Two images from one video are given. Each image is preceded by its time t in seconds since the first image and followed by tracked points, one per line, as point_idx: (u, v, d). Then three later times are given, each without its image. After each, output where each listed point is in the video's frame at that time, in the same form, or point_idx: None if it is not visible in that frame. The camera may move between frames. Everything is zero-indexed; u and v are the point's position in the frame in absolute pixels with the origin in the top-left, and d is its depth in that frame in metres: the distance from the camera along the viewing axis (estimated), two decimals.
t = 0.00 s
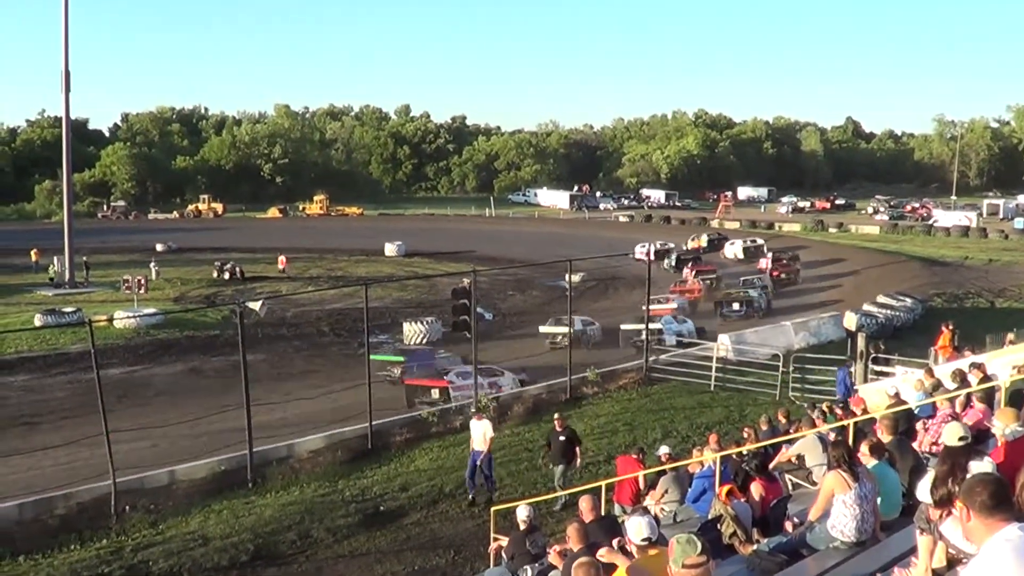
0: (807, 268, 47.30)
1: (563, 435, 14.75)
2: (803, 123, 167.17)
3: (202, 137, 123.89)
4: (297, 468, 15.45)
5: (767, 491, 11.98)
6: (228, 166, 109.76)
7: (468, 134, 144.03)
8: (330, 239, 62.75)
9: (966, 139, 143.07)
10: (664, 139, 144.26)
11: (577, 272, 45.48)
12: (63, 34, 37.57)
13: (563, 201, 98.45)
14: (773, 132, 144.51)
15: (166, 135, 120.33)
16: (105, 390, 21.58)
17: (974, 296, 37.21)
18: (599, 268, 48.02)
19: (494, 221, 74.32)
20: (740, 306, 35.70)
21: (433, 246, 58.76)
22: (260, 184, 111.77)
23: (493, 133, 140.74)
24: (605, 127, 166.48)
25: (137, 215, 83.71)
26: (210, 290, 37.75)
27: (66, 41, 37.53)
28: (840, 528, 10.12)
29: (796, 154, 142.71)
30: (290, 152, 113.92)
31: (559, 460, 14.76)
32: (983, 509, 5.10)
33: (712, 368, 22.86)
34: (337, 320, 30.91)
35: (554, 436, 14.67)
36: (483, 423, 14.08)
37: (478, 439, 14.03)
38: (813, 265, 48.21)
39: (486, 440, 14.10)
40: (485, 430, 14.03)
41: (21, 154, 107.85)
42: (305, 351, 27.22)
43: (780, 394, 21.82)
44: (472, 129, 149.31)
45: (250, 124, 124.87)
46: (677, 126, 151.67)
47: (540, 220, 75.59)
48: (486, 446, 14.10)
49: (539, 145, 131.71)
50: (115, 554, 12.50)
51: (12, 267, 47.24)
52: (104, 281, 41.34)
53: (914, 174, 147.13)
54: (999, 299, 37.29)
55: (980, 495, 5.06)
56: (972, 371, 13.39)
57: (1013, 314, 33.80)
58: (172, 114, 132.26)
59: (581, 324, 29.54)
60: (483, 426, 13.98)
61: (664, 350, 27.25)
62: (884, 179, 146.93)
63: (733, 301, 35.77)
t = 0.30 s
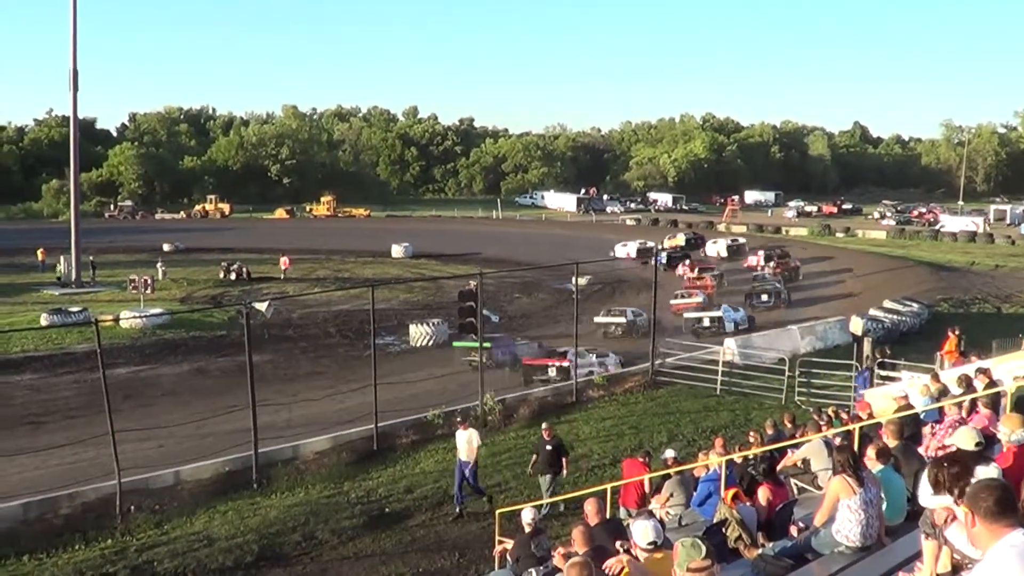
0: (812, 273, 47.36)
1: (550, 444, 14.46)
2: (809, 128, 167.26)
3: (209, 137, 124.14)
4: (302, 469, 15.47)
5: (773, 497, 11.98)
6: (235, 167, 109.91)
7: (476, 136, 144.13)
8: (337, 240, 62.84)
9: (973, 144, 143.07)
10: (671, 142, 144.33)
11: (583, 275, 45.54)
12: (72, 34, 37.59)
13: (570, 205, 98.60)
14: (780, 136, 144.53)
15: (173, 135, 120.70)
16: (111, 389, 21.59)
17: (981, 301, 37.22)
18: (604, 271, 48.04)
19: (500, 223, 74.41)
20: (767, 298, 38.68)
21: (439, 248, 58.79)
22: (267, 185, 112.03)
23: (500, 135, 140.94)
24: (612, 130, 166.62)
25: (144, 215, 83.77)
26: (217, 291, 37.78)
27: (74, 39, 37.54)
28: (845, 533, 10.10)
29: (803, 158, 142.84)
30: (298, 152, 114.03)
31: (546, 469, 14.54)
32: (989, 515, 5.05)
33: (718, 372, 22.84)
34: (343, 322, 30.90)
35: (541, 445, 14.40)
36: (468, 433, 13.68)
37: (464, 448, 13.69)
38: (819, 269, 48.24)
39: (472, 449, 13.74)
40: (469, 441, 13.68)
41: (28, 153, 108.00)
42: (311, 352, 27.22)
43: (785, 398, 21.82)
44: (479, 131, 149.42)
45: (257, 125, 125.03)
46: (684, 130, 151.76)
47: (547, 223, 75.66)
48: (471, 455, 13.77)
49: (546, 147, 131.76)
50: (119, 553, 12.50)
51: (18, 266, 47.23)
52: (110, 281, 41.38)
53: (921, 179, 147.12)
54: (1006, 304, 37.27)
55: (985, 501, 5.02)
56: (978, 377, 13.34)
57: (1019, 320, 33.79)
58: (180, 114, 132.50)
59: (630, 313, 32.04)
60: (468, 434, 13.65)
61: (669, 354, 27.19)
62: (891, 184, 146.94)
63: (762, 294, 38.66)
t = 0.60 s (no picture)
0: (817, 274, 47.37)
1: (537, 450, 13.97)
2: (814, 129, 167.28)
3: (214, 142, 124.46)
4: (309, 472, 15.47)
5: (780, 498, 11.95)
6: (240, 171, 110.13)
7: (480, 139, 144.21)
8: (342, 243, 62.93)
9: (978, 144, 143.05)
10: (676, 144, 144.44)
11: (588, 277, 45.58)
12: (76, 39, 37.60)
13: (575, 207, 98.67)
14: (785, 138, 144.78)
15: (178, 139, 120.96)
16: (117, 394, 21.60)
17: (986, 301, 37.20)
18: (609, 273, 48.05)
19: (505, 226, 74.46)
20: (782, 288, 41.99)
21: (444, 251, 58.85)
22: (272, 189, 112.18)
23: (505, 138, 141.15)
24: (617, 132, 166.71)
25: (149, 220, 83.95)
26: (223, 295, 37.81)
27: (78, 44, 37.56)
28: (852, 533, 10.09)
29: (807, 159, 142.98)
30: (303, 156, 114.20)
31: (532, 473, 14.20)
32: (996, 515, 5.07)
33: (724, 373, 22.84)
34: (349, 325, 30.93)
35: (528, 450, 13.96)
36: (460, 438, 13.89)
37: (456, 451, 13.79)
38: (824, 271, 48.24)
39: (461, 452, 13.82)
40: (462, 445, 13.85)
41: (34, 158, 108.17)
42: (317, 355, 27.22)
43: (792, 399, 21.83)
44: (484, 134, 149.66)
45: (262, 129, 125.24)
46: (689, 131, 151.97)
47: (551, 225, 75.67)
48: (465, 458, 13.80)
49: (550, 150, 131.87)
50: (126, 558, 12.50)
51: (24, 271, 47.32)
52: (116, 285, 41.43)
53: (926, 179, 147.05)
54: (1012, 304, 37.22)
55: (993, 502, 5.06)
56: (984, 377, 13.39)
57: None
58: (185, 118, 132.77)
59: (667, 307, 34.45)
60: (460, 440, 13.83)
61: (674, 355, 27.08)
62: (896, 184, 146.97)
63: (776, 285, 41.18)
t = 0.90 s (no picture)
0: (827, 277, 47.29)
1: (524, 455, 14.09)
2: (824, 132, 167.10)
3: (223, 144, 124.63)
4: (318, 474, 15.49)
5: (789, 501, 11.89)
6: (250, 173, 110.24)
7: (489, 141, 144.31)
8: (351, 245, 63.02)
9: (988, 146, 142.92)
10: (686, 146, 144.50)
11: (597, 279, 45.58)
12: (85, 40, 37.64)
13: (584, 209, 98.69)
14: (793, 141, 144.89)
15: (188, 141, 121.11)
16: (126, 395, 21.62)
17: (996, 304, 37.12)
18: (618, 275, 48.02)
19: (513, 228, 74.47)
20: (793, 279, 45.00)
21: (452, 253, 58.89)
22: (282, 191, 112.27)
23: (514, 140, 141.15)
24: (626, 135, 166.85)
25: (159, 221, 84.04)
26: (232, 296, 37.84)
27: (88, 46, 37.59)
28: (861, 537, 10.03)
29: (817, 162, 143.00)
30: (312, 158, 114.37)
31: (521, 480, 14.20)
32: (1007, 519, 5.09)
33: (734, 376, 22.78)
34: (358, 327, 30.93)
35: (514, 455, 14.10)
36: (454, 448, 13.42)
37: (449, 463, 13.40)
38: (834, 274, 48.17)
39: (456, 463, 13.43)
40: (456, 456, 13.42)
41: (44, 160, 108.33)
42: (326, 357, 27.21)
43: (801, 402, 21.80)
44: (493, 136, 149.77)
45: (271, 131, 125.46)
46: (698, 133, 151.99)
47: (559, 227, 75.69)
48: (457, 469, 13.45)
49: (559, 152, 131.98)
50: (135, 559, 12.51)
51: (34, 272, 47.41)
52: (126, 287, 41.51)
53: (935, 182, 146.85)
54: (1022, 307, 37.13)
55: (1004, 505, 5.07)
56: (993, 381, 13.33)
57: None
58: (194, 120, 133.02)
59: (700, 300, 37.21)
60: (454, 451, 13.36)
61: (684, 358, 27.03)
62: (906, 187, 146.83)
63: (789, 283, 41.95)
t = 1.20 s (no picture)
0: (840, 277, 47.27)
1: (520, 459, 13.30)
2: (838, 132, 166.90)
3: (236, 143, 124.82)
4: (332, 473, 15.53)
5: (802, 502, 11.87)
6: (263, 173, 110.23)
7: (502, 142, 144.18)
8: (364, 244, 63.07)
9: (1003, 147, 142.57)
10: (699, 146, 144.51)
11: (610, 279, 45.60)
12: (100, 39, 37.69)
13: (598, 209, 98.64)
14: (807, 140, 145.10)
15: (202, 140, 121.26)
16: (140, 394, 21.67)
17: (1010, 305, 37.04)
18: (630, 275, 48.04)
19: (525, 228, 74.43)
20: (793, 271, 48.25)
21: (465, 252, 58.90)
22: (295, 190, 112.30)
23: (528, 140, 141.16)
24: (639, 134, 166.82)
25: (174, 221, 84.09)
26: (246, 296, 37.90)
27: (102, 45, 37.63)
28: (875, 537, 10.01)
29: (831, 162, 142.80)
30: (326, 158, 114.51)
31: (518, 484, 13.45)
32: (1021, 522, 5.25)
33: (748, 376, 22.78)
34: (372, 326, 30.98)
35: (508, 460, 13.33)
36: (453, 451, 12.87)
37: (446, 468, 12.90)
38: (847, 274, 48.15)
39: (453, 468, 12.93)
40: (453, 461, 12.87)
41: (58, 159, 108.47)
42: (340, 357, 27.25)
43: (815, 403, 21.80)
44: (506, 136, 149.68)
45: (285, 130, 125.55)
46: (714, 133, 151.95)
47: (572, 227, 75.61)
48: (454, 474, 12.97)
49: (573, 152, 131.92)
50: (149, 558, 12.56)
51: (48, 271, 47.51)
52: (139, 286, 41.57)
53: (951, 182, 146.63)
54: None
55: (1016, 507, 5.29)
56: (1008, 382, 13.41)
57: None
58: (208, 119, 133.30)
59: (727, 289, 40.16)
60: (452, 456, 12.80)
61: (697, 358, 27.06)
62: (920, 187, 146.70)
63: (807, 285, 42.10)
